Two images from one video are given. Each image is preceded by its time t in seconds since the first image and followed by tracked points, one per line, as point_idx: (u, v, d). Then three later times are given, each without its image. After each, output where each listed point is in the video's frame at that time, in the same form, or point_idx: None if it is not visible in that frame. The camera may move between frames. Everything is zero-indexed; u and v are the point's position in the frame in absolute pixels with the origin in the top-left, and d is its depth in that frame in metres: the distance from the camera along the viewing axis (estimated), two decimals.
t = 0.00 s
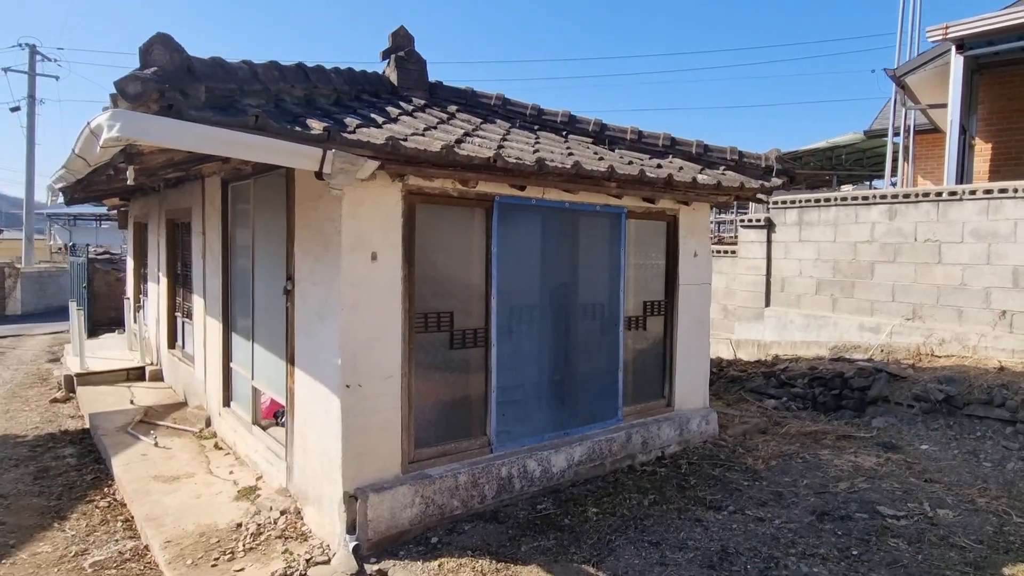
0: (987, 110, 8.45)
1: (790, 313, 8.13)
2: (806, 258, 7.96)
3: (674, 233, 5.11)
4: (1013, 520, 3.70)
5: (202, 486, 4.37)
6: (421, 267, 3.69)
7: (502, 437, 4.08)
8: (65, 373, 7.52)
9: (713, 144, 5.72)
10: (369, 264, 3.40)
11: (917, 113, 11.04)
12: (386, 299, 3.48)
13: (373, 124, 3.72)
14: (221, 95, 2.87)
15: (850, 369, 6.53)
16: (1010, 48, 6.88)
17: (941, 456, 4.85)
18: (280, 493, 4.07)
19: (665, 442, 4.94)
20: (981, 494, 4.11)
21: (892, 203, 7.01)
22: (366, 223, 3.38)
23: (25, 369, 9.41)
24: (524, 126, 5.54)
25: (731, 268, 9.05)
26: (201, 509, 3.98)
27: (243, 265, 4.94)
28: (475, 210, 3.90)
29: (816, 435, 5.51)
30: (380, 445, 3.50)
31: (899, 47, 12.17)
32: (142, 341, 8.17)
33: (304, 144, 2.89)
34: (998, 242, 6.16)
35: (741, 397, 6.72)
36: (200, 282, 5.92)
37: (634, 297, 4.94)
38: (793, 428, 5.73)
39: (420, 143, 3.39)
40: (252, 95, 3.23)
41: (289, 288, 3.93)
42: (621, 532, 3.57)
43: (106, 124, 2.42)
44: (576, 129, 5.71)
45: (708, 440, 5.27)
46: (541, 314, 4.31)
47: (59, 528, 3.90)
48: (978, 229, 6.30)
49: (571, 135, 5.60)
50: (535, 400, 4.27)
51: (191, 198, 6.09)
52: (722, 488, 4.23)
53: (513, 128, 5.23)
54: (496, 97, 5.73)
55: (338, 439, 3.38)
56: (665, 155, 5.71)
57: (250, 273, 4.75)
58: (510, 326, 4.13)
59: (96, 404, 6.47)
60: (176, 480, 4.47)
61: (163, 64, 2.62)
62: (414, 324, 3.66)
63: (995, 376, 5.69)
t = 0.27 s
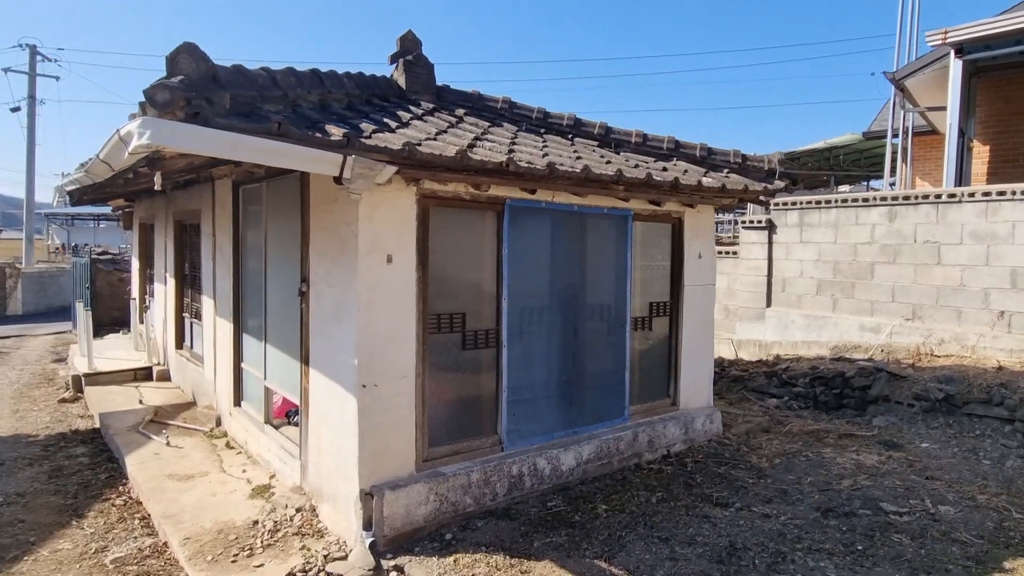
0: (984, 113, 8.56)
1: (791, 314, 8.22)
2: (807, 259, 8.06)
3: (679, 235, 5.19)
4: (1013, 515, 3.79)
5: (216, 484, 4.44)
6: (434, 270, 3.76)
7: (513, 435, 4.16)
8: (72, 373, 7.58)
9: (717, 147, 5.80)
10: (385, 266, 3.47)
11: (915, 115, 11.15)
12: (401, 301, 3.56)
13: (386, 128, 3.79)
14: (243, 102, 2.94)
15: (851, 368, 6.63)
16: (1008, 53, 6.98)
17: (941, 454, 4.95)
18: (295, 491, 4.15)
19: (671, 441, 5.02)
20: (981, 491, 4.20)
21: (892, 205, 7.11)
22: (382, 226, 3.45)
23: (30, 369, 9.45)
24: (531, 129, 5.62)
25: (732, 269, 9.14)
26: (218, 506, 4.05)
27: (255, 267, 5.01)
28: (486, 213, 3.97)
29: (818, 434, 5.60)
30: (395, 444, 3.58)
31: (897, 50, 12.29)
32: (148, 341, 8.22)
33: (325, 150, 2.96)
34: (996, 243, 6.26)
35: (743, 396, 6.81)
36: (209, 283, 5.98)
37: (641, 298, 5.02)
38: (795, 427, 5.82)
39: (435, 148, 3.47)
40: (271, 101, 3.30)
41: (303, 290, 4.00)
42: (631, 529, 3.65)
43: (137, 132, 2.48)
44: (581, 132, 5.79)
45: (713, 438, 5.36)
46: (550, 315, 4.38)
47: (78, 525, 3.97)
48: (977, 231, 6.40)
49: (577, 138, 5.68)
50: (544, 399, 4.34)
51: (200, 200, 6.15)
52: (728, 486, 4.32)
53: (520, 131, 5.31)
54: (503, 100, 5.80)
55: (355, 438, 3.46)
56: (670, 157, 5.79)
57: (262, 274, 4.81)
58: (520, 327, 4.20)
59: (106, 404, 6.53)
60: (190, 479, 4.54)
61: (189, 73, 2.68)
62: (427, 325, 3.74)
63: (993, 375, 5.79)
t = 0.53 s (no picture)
0: (983, 114, 8.66)
1: (794, 313, 8.31)
2: (809, 259, 8.14)
3: (686, 235, 5.27)
4: (1015, 509, 3.88)
5: (231, 480, 4.50)
6: (449, 269, 3.83)
7: (525, 432, 4.23)
8: (81, 372, 7.62)
9: (722, 148, 5.89)
10: (402, 266, 3.54)
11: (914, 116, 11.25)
12: (417, 299, 3.62)
13: (402, 130, 3.85)
14: (267, 105, 3.01)
15: (853, 367, 6.71)
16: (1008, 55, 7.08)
17: (943, 450, 5.04)
18: (310, 486, 4.21)
19: (678, 438, 5.10)
20: (983, 486, 4.29)
21: (893, 205, 7.20)
22: (399, 226, 3.52)
23: (36, 368, 9.49)
24: (538, 130, 5.69)
25: (734, 268, 9.23)
26: (235, 502, 4.12)
27: (267, 266, 5.07)
28: (499, 213, 4.04)
29: (822, 431, 5.68)
30: (412, 440, 3.65)
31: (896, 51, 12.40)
32: (155, 340, 8.27)
33: (347, 151, 3.03)
34: (996, 243, 6.36)
35: (747, 394, 6.89)
36: (220, 282, 6.03)
37: (648, 297, 5.10)
38: (799, 424, 5.90)
39: (451, 150, 3.54)
40: (291, 103, 3.36)
41: (319, 289, 4.06)
42: (643, 523, 3.73)
43: (169, 133, 2.55)
44: (588, 133, 5.86)
45: (718, 435, 5.44)
46: (561, 313, 4.46)
47: (97, 520, 4.03)
48: (977, 231, 6.50)
49: (584, 139, 5.75)
50: (555, 396, 4.42)
51: (210, 200, 6.20)
52: (735, 481, 4.40)
53: (529, 132, 5.38)
54: (511, 102, 5.87)
55: (372, 434, 3.52)
56: (675, 159, 5.87)
57: (275, 273, 4.88)
58: (532, 325, 4.28)
59: (116, 402, 6.58)
60: (205, 475, 4.60)
61: (216, 76, 2.75)
62: (443, 323, 3.80)
63: (994, 373, 5.88)
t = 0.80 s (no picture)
0: (982, 114, 8.76)
1: (795, 311, 8.39)
2: (810, 257, 8.22)
3: (691, 233, 5.34)
4: (1016, 502, 3.96)
5: (244, 476, 4.56)
6: (461, 267, 3.89)
7: (534, 428, 4.30)
8: (88, 370, 7.67)
9: (726, 148, 5.96)
10: (416, 264, 3.60)
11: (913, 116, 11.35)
12: (431, 297, 3.69)
13: (414, 130, 3.91)
14: (286, 106, 3.07)
15: (854, 364, 6.79)
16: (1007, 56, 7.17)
17: (944, 445, 5.12)
18: (323, 481, 4.27)
19: (683, 434, 5.18)
20: (984, 480, 4.38)
21: (894, 205, 7.29)
22: (414, 225, 3.58)
23: (42, 367, 9.53)
24: (545, 130, 5.75)
25: (736, 267, 9.31)
26: (249, 497, 4.18)
27: (278, 265, 5.13)
28: (510, 212, 4.11)
29: (824, 427, 5.76)
30: (426, 435, 3.71)
31: (895, 52, 12.50)
32: (161, 338, 8.32)
33: (365, 152, 3.09)
34: (996, 242, 6.45)
35: (749, 391, 6.97)
36: (229, 281, 6.09)
37: (654, 295, 5.17)
38: (802, 420, 5.98)
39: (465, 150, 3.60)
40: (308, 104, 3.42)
41: (332, 287, 4.12)
42: (652, 516, 3.80)
43: (194, 135, 2.60)
44: (593, 133, 5.93)
45: (723, 432, 5.52)
46: (570, 311, 4.52)
47: (114, 515, 4.08)
48: (977, 230, 6.58)
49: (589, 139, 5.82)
50: (564, 392, 4.49)
51: (218, 199, 6.25)
52: (742, 476, 4.47)
53: (536, 132, 5.44)
54: (517, 102, 5.93)
55: (387, 429, 3.59)
56: (680, 158, 5.94)
57: (286, 272, 4.93)
58: (542, 323, 4.34)
59: (124, 400, 6.63)
60: (218, 471, 4.65)
61: (239, 78, 2.81)
62: (455, 320, 3.87)
63: (993, 369, 5.97)
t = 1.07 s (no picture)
0: (978, 113, 8.86)
1: (794, 307, 8.48)
2: (809, 255, 8.30)
3: (693, 230, 5.40)
4: (1013, 493, 4.05)
5: (252, 470, 4.61)
6: (469, 263, 3.95)
7: (540, 422, 4.36)
8: (91, 367, 7.70)
9: (727, 146, 6.03)
10: (425, 260, 3.66)
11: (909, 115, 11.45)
12: (440, 292, 3.74)
13: (422, 128, 3.96)
14: (299, 104, 3.12)
15: (853, 359, 6.88)
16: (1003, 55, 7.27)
17: (941, 438, 5.21)
18: (332, 475, 4.33)
19: (685, 428, 5.25)
20: (981, 471, 4.46)
21: (891, 202, 7.37)
22: (423, 221, 3.63)
23: (43, 364, 9.55)
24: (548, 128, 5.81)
25: (735, 264, 9.39)
26: (259, 490, 4.23)
27: (284, 262, 5.17)
28: (516, 209, 4.16)
29: (823, 421, 5.85)
30: (435, 428, 3.77)
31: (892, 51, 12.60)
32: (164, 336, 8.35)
33: (377, 149, 3.14)
34: (992, 239, 6.54)
35: (748, 387, 7.06)
36: (234, 278, 6.13)
37: (657, 291, 5.23)
38: (801, 415, 6.06)
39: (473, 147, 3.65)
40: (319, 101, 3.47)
41: (341, 283, 4.17)
42: (657, 507, 3.87)
43: (212, 132, 2.66)
44: (595, 131, 5.99)
45: (724, 426, 5.59)
46: (574, 307, 4.58)
47: (125, 509, 4.13)
48: (973, 227, 6.67)
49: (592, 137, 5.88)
50: (569, 387, 4.55)
51: (223, 196, 6.29)
52: (744, 468, 4.55)
53: (539, 130, 5.50)
54: (520, 100, 5.98)
55: (397, 422, 3.64)
56: (681, 156, 6.01)
57: (293, 269, 4.98)
58: (547, 318, 4.40)
59: (129, 397, 6.66)
60: (227, 465, 4.70)
61: (255, 76, 2.85)
62: (463, 315, 3.92)
63: (990, 364, 6.06)
